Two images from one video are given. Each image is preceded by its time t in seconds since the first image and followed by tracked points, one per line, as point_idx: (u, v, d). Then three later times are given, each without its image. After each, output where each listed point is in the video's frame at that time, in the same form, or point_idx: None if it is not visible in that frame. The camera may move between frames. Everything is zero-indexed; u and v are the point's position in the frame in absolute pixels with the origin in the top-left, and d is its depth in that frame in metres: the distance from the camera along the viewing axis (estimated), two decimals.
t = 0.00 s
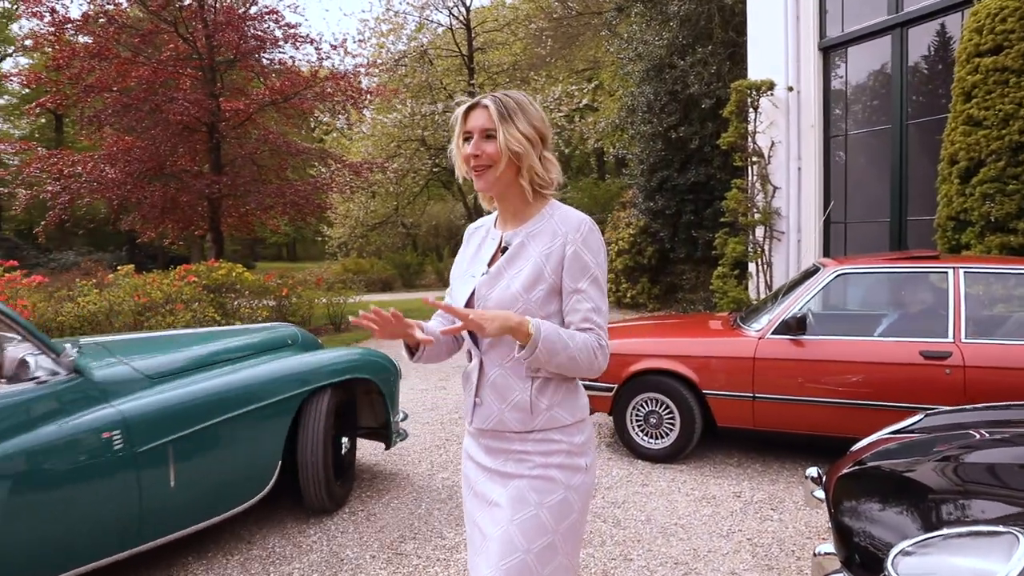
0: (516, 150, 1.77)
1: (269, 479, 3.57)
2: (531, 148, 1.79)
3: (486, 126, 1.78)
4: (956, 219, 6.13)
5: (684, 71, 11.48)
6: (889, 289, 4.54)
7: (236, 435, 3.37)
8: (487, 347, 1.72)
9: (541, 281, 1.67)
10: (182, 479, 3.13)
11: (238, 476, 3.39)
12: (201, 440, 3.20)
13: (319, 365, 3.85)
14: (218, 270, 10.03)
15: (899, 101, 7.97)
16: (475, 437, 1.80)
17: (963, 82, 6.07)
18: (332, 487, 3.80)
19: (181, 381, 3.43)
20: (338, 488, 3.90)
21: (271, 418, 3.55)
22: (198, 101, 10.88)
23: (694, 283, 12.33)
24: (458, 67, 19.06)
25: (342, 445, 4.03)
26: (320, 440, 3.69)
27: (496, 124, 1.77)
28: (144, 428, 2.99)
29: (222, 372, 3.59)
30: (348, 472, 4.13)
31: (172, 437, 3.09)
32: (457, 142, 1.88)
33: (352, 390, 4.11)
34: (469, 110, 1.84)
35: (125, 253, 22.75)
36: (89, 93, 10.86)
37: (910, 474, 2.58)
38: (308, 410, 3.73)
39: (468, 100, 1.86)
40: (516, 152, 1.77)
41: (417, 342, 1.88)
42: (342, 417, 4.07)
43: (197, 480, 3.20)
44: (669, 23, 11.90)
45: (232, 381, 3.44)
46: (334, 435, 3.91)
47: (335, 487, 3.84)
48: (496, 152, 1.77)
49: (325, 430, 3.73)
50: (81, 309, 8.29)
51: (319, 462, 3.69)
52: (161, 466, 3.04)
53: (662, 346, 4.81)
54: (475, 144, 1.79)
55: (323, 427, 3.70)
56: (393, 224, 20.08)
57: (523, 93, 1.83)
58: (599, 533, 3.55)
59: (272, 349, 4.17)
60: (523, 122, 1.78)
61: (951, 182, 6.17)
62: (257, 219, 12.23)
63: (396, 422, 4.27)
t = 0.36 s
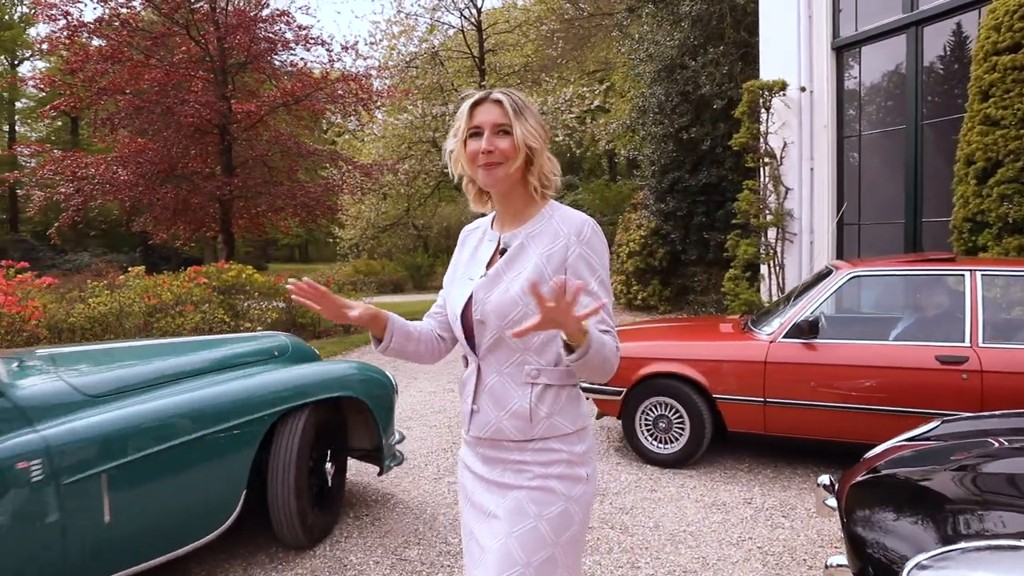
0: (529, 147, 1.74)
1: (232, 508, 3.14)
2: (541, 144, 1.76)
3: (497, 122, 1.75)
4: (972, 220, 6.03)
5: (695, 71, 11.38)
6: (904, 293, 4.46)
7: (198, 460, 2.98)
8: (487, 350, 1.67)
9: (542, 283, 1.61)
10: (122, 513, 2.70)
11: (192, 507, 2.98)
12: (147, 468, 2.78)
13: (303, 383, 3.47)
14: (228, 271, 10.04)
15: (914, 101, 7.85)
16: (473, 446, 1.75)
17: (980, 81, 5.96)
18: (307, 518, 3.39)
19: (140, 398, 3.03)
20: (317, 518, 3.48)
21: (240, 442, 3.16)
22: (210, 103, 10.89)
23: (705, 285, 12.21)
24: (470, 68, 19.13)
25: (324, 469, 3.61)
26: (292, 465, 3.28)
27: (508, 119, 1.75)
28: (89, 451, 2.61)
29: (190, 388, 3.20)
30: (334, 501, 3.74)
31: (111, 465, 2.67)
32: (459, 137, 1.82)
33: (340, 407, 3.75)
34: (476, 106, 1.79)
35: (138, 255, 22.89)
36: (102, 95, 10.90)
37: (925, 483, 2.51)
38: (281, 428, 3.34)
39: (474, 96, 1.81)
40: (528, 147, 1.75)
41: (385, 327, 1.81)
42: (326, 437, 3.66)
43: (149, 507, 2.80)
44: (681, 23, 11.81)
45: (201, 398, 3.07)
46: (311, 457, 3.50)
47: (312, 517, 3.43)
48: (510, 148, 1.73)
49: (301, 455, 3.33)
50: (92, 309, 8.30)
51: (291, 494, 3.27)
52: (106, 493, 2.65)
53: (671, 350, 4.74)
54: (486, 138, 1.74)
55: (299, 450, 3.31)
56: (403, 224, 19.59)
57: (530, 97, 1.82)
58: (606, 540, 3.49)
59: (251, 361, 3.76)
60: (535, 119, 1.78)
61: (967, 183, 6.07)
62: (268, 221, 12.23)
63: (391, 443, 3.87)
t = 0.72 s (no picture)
0: (533, 145, 1.70)
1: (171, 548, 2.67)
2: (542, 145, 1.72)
3: (501, 118, 1.70)
4: (988, 221, 5.94)
5: (705, 71, 11.28)
6: (919, 295, 4.38)
7: (150, 488, 2.57)
8: (484, 355, 1.62)
9: (541, 286, 1.56)
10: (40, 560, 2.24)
11: (142, 543, 2.57)
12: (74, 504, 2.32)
13: (277, 398, 3.06)
14: (236, 272, 10.04)
15: (928, 100, 7.74)
16: (470, 455, 1.69)
17: (996, 79, 5.86)
18: (263, 556, 2.88)
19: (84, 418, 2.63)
20: (276, 558, 2.98)
21: (200, 466, 2.75)
22: (219, 104, 10.87)
23: (715, 286, 12.12)
24: (479, 69, 19.06)
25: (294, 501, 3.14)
26: (245, 489, 2.82)
27: (512, 116, 1.71)
28: (19, 482, 2.17)
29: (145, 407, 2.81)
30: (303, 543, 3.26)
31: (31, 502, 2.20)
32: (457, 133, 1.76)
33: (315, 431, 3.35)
34: (476, 102, 1.74)
35: (149, 255, 23.00)
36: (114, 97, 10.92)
37: (941, 492, 2.44)
38: (238, 452, 2.89)
39: (473, 91, 1.76)
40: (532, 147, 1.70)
41: (372, 341, 1.77)
42: (296, 465, 3.21)
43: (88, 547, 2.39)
44: (690, 22, 11.71)
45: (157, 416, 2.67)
46: (273, 487, 3.02)
47: (270, 556, 2.93)
48: (515, 146, 1.69)
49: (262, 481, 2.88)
50: (101, 310, 8.32)
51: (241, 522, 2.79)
52: (38, 532, 2.22)
53: (680, 352, 4.68)
54: (489, 134, 1.69)
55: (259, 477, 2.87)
56: (413, 226, 19.50)
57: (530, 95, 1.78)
58: (613, 546, 3.43)
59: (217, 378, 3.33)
60: (537, 120, 1.74)
61: (982, 183, 5.96)
62: (277, 222, 12.22)
63: (375, 474, 3.45)
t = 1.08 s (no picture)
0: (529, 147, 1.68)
1: None
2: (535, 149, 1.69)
3: (498, 118, 1.67)
4: (990, 221, 5.91)
5: (705, 71, 11.25)
6: (921, 296, 4.34)
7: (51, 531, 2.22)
8: (474, 360, 1.59)
9: (532, 288, 1.52)
10: None
11: None
12: None
13: (229, 420, 2.71)
14: (234, 272, 10.02)
15: (929, 101, 7.69)
16: (460, 461, 1.66)
17: (998, 79, 5.83)
18: None
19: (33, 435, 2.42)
20: None
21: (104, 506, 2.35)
22: (218, 105, 10.83)
23: (715, 287, 12.09)
24: (478, 69, 19.01)
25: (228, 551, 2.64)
26: (155, 529, 2.39)
27: (510, 116, 1.67)
28: None
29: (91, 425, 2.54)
30: None
31: None
32: (450, 133, 1.71)
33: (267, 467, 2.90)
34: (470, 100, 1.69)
35: (148, 257, 22.96)
36: (112, 97, 10.87)
37: (943, 496, 2.41)
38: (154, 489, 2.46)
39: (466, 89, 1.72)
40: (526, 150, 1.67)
41: (395, 370, 1.72)
42: (237, 506, 2.74)
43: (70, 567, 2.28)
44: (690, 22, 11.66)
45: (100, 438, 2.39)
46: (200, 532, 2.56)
47: None
48: (512, 147, 1.66)
49: (189, 503, 2.49)
50: (98, 312, 8.23)
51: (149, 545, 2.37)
52: (25, 545, 2.16)
53: (681, 354, 4.64)
54: (486, 133, 1.66)
55: (187, 499, 2.49)
56: (414, 227, 19.61)
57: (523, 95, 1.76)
58: (612, 551, 3.39)
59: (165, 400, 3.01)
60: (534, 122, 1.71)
61: (984, 184, 5.93)
62: (277, 223, 12.20)
63: (332, 513, 2.99)
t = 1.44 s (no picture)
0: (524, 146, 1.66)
1: None
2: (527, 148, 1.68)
3: (496, 116, 1.63)
4: (980, 220, 5.93)
5: (697, 69, 11.25)
6: (912, 295, 4.34)
7: None
8: (458, 360, 1.56)
9: (516, 287, 1.49)
10: None
11: None
12: None
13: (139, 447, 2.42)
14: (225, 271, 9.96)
15: (919, 100, 7.71)
16: (447, 464, 1.63)
17: (987, 77, 5.84)
18: None
19: None
20: None
21: None
22: (208, 102, 10.76)
23: (706, 286, 12.12)
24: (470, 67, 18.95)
25: None
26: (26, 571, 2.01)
27: (507, 114, 1.65)
28: None
29: None
30: None
31: None
32: (445, 128, 1.65)
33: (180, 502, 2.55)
34: (467, 95, 1.64)
35: (138, 255, 22.80)
36: (101, 94, 10.75)
37: (934, 496, 2.40)
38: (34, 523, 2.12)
39: (461, 84, 1.67)
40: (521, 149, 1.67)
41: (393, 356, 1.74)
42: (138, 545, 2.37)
43: None
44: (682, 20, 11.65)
45: None
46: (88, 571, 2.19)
47: None
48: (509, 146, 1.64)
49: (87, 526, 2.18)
50: (86, 311, 8.10)
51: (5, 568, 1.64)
52: None
53: (674, 353, 4.62)
54: (486, 131, 1.62)
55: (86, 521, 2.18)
56: (406, 225, 19.52)
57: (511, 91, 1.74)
58: (603, 550, 3.37)
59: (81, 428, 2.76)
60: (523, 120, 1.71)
61: (974, 182, 5.95)
62: (268, 221, 12.14)
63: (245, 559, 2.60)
